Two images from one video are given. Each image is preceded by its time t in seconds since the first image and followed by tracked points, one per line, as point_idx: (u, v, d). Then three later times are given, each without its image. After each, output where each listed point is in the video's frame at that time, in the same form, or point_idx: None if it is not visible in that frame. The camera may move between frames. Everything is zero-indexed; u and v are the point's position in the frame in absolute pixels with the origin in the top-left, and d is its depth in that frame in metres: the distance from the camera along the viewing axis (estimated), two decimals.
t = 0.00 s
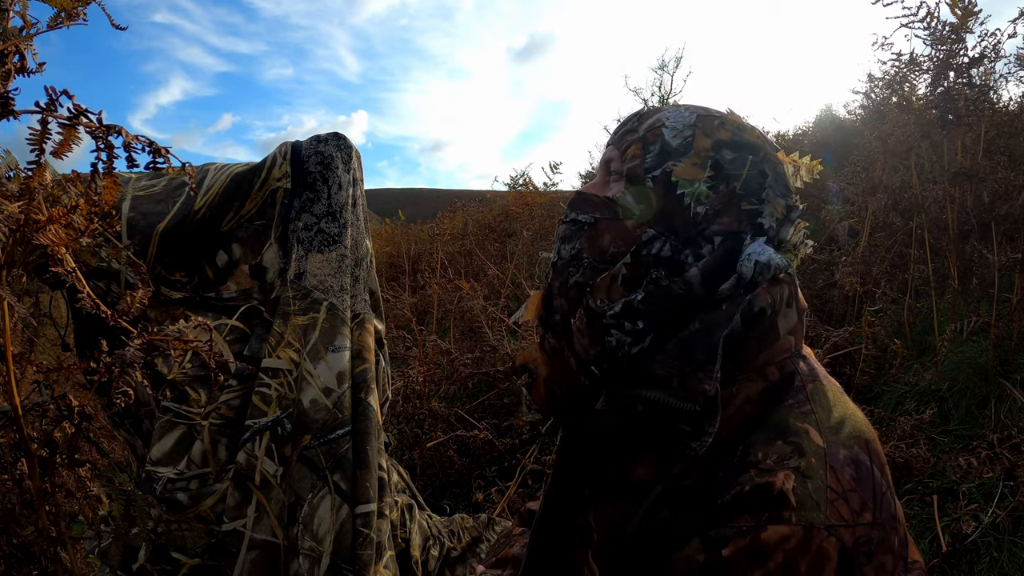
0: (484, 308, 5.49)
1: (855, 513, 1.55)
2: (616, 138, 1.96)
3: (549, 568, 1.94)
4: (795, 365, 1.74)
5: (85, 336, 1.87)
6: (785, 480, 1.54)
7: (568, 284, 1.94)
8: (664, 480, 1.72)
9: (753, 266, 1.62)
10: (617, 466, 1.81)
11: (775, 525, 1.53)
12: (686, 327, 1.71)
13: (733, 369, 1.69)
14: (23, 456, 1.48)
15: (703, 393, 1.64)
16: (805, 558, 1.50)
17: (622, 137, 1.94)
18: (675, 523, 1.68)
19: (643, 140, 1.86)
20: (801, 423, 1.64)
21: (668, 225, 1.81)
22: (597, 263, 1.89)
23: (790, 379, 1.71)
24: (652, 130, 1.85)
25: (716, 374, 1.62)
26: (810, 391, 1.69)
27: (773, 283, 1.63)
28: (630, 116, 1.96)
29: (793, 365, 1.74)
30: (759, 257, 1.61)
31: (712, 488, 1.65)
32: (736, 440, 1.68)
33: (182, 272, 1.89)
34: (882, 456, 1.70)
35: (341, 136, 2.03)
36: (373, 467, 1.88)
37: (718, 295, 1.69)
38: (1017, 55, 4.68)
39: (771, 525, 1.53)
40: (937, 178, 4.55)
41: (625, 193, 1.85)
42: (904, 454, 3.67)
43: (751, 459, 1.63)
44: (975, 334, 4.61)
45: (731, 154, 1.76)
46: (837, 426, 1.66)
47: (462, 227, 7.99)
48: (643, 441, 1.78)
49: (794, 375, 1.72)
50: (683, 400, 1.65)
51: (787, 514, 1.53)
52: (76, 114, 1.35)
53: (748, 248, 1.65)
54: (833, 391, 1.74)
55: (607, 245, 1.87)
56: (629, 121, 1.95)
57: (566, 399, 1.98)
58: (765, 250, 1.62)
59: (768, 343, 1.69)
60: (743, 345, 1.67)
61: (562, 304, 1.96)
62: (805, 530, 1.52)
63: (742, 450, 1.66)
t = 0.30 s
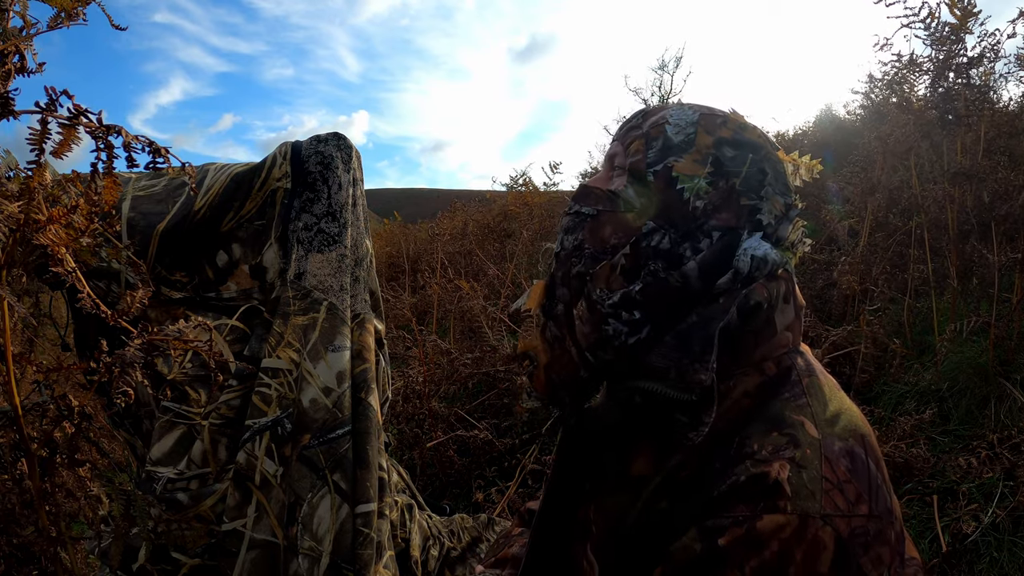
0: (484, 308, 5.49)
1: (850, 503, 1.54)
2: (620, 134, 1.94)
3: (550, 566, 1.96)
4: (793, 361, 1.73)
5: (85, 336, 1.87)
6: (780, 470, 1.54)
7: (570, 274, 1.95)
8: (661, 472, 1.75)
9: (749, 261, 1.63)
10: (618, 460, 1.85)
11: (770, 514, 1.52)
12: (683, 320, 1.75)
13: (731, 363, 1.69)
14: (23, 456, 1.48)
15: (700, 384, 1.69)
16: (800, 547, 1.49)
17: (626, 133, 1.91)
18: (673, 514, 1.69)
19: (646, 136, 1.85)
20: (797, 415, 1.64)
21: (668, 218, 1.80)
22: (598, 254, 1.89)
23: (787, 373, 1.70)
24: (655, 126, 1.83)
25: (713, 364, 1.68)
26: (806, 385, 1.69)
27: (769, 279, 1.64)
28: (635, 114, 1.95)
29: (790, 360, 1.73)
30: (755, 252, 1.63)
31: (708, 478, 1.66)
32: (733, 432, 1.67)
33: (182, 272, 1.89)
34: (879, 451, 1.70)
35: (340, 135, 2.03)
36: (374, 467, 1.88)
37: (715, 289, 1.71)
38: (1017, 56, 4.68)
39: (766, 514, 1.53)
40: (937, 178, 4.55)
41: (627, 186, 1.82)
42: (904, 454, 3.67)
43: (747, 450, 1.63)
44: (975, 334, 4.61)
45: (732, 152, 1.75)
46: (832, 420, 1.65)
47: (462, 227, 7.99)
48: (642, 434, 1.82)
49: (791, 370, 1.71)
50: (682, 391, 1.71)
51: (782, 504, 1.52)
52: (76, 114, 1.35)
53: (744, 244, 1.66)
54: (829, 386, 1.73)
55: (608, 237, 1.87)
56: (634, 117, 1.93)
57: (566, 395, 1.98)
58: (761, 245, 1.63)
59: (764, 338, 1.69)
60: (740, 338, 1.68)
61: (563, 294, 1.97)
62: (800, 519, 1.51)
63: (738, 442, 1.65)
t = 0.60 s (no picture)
0: (484, 308, 5.49)
1: (845, 496, 1.54)
2: (622, 130, 1.95)
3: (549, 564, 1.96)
4: (790, 357, 1.75)
5: (85, 337, 1.87)
6: (775, 463, 1.55)
7: (572, 268, 1.92)
8: (659, 466, 1.76)
9: (745, 259, 1.64)
10: (616, 454, 1.86)
11: (766, 505, 1.52)
12: (681, 315, 1.72)
13: (727, 358, 1.72)
14: (23, 456, 1.48)
15: (696, 375, 1.64)
16: (797, 539, 1.49)
17: (629, 129, 1.92)
18: (670, 507, 1.70)
19: (648, 133, 1.86)
20: (793, 409, 1.65)
21: (668, 214, 1.81)
22: (600, 247, 1.87)
23: (784, 369, 1.72)
24: (657, 124, 1.85)
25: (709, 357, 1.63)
26: (802, 381, 1.70)
27: (766, 275, 1.65)
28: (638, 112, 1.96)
29: (787, 356, 1.75)
30: (752, 250, 1.63)
31: (704, 471, 1.66)
32: (730, 427, 1.68)
33: (184, 271, 1.90)
34: (875, 448, 1.70)
35: (341, 135, 2.03)
36: (374, 466, 1.87)
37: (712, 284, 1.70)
38: (1017, 56, 4.68)
39: (762, 506, 1.53)
40: (937, 178, 4.55)
41: (630, 181, 1.84)
42: (904, 454, 3.67)
43: (743, 444, 1.63)
44: (975, 334, 4.61)
45: (732, 151, 1.76)
46: (828, 414, 1.66)
47: (462, 227, 7.99)
48: (641, 428, 1.83)
49: (788, 366, 1.73)
50: (676, 383, 1.67)
51: (777, 496, 1.52)
52: (76, 114, 1.35)
53: (741, 241, 1.66)
54: (825, 382, 1.75)
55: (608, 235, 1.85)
56: (636, 114, 1.95)
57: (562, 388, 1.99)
58: (758, 243, 1.63)
59: (762, 331, 1.71)
60: (737, 333, 1.70)
61: (564, 288, 1.95)
62: (796, 511, 1.51)
63: (735, 435, 1.66)
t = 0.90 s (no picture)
0: (484, 308, 5.49)
1: (844, 494, 1.54)
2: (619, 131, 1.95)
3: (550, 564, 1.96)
4: (788, 356, 1.75)
5: (85, 336, 1.87)
6: (773, 461, 1.56)
7: (571, 269, 1.93)
8: (659, 464, 1.75)
9: (743, 257, 1.63)
10: (616, 454, 1.87)
11: (765, 503, 1.53)
12: (680, 314, 1.76)
13: (725, 357, 1.72)
14: (23, 456, 1.48)
15: (694, 374, 1.69)
16: (795, 536, 1.49)
17: (627, 131, 1.91)
18: (669, 505, 1.69)
19: (645, 135, 1.85)
20: (791, 407, 1.65)
21: (666, 215, 1.81)
22: (599, 249, 1.89)
23: (782, 368, 1.72)
24: (654, 125, 1.84)
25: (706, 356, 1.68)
26: (800, 379, 1.70)
27: (763, 275, 1.65)
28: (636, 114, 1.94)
29: (786, 355, 1.75)
30: (749, 248, 1.62)
31: (704, 470, 1.66)
32: (728, 425, 1.68)
33: (185, 272, 1.90)
34: (874, 446, 1.70)
35: (341, 135, 2.03)
36: (374, 466, 1.87)
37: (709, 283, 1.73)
38: (1016, 56, 4.68)
39: (761, 504, 1.53)
40: (937, 177, 4.55)
41: (627, 183, 1.84)
42: (904, 454, 3.67)
43: (742, 443, 1.64)
44: (975, 334, 4.61)
45: (730, 152, 1.75)
46: (826, 412, 1.65)
47: (462, 227, 8.00)
48: (641, 427, 1.84)
49: (786, 364, 1.72)
50: (675, 382, 1.72)
51: (776, 493, 1.53)
52: (76, 114, 1.35)
53: (738, 240, 1.65)
54: (823, 381, 1.75)
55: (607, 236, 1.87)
56: (633, 116, 1.94)
57: (560, 385, 1.99)
58: (755, 240, 1.63)
59: (759, 330, 1.71)
60: (734, 332, 1.70)
61: (562, 290, 1.95)
62: (794, 508, 1.51)
63: (733, 434, 1.66)
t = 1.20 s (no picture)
0: (484, 308, 5.50)
1: (848, 498, 1.56)
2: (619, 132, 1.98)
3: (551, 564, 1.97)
4: (792, 358, 1.77)
5: (85, 337, 1.87)
6: (779, 465, 1.56)
7: (573, 275, 1.93)
8: (661, 467, 1.75)
9: (748, 260, 1.66)
10: (618, 455, 1.85)
11: (771, 508, 1.53)
12: (684, 317, 1.70)
13: (728, 359, 1.74)
14: (23, 456, 1.48)
15: (698, 378, 1.62)
16: (801, 541, 1.50)
17: (627, 133, 1.94)
18: (672, 509, 1.70)
19: (647, 137, 1.87)
20: (796, 411, 1.66)
21: (670, 220, 1.83)
22: (603, 255, 1.89)
23: (786, 370, 1.74)
24: (656, 128, 1.86)
25: (711, 359, 1.62)
26: (805, 383, 1.72)
27: (768, 277, 1.69)
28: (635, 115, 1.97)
29: (789, 357, 1.77)
30: (754, 252, 1.66)
31: (707, 474, 1.66)
32: (732, 429, 1.68)
33: (184, 272, 1.90)
34: (877, 449, 1.72)
35: (340, 135, 2.03)
36: (374, 466, 1.88)
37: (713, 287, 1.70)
38: (1017, 56, 4.68)
39: (767, 509, 1.53)
40: (938, 177, 4.55)
41: (630, 188, 1.86)
42: (904, 454, 3.67)
43: (747, 446, 1.64)
44: (975, 334, 4.61)
45: (733, 154, 1.78)
46: (831, 416, 1.67)
47: (462, 227, 7.99)
48: (643, 429, 1.82)
49: (790, 367, 1.75)
50: (679, 387, 1.64)
51: (782, 498, 1.53)
52: (76, 114, 1.35)
53: (743, 242, 1.69)
54: (828, 384, 1.77)
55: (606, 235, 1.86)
56: (633, 117, 1.96)
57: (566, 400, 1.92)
58: (760, 245, 1.67)
59: (764, 333, 1.73)
60: (739, 334, 1.72)
61: (564, 296, 1.93)
62: (800, 513, 1.52)
63: (738, 437, 1.66)
